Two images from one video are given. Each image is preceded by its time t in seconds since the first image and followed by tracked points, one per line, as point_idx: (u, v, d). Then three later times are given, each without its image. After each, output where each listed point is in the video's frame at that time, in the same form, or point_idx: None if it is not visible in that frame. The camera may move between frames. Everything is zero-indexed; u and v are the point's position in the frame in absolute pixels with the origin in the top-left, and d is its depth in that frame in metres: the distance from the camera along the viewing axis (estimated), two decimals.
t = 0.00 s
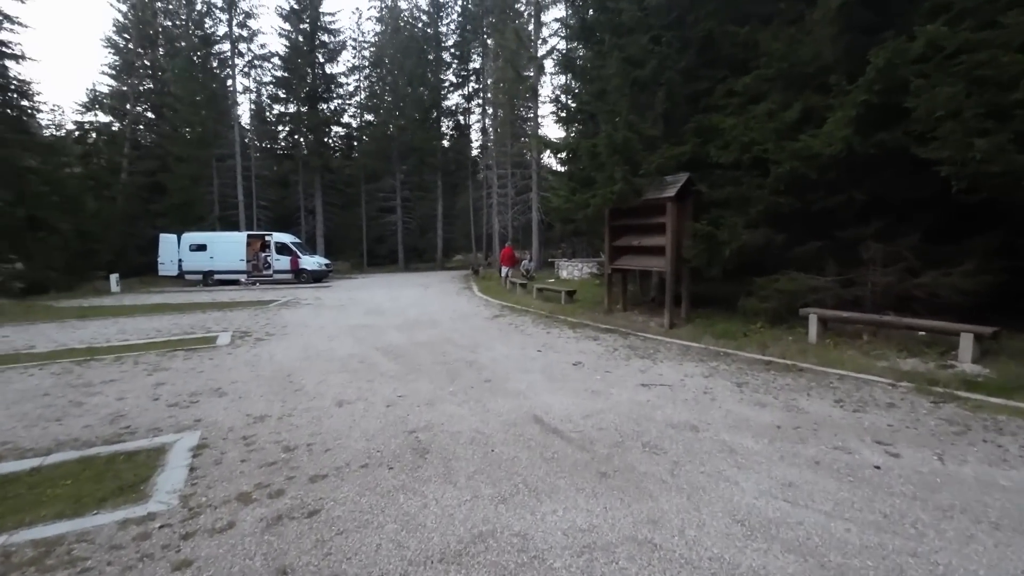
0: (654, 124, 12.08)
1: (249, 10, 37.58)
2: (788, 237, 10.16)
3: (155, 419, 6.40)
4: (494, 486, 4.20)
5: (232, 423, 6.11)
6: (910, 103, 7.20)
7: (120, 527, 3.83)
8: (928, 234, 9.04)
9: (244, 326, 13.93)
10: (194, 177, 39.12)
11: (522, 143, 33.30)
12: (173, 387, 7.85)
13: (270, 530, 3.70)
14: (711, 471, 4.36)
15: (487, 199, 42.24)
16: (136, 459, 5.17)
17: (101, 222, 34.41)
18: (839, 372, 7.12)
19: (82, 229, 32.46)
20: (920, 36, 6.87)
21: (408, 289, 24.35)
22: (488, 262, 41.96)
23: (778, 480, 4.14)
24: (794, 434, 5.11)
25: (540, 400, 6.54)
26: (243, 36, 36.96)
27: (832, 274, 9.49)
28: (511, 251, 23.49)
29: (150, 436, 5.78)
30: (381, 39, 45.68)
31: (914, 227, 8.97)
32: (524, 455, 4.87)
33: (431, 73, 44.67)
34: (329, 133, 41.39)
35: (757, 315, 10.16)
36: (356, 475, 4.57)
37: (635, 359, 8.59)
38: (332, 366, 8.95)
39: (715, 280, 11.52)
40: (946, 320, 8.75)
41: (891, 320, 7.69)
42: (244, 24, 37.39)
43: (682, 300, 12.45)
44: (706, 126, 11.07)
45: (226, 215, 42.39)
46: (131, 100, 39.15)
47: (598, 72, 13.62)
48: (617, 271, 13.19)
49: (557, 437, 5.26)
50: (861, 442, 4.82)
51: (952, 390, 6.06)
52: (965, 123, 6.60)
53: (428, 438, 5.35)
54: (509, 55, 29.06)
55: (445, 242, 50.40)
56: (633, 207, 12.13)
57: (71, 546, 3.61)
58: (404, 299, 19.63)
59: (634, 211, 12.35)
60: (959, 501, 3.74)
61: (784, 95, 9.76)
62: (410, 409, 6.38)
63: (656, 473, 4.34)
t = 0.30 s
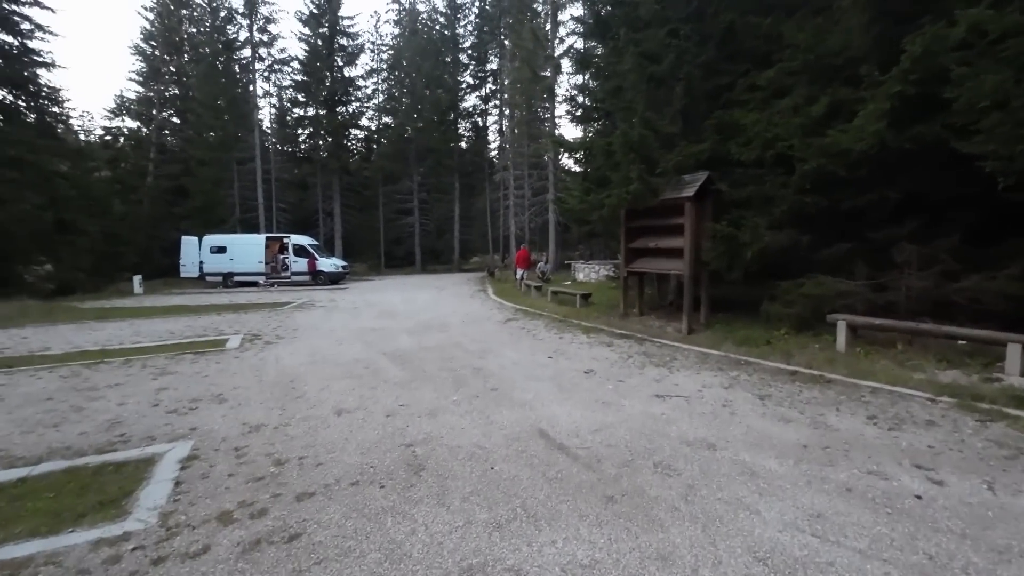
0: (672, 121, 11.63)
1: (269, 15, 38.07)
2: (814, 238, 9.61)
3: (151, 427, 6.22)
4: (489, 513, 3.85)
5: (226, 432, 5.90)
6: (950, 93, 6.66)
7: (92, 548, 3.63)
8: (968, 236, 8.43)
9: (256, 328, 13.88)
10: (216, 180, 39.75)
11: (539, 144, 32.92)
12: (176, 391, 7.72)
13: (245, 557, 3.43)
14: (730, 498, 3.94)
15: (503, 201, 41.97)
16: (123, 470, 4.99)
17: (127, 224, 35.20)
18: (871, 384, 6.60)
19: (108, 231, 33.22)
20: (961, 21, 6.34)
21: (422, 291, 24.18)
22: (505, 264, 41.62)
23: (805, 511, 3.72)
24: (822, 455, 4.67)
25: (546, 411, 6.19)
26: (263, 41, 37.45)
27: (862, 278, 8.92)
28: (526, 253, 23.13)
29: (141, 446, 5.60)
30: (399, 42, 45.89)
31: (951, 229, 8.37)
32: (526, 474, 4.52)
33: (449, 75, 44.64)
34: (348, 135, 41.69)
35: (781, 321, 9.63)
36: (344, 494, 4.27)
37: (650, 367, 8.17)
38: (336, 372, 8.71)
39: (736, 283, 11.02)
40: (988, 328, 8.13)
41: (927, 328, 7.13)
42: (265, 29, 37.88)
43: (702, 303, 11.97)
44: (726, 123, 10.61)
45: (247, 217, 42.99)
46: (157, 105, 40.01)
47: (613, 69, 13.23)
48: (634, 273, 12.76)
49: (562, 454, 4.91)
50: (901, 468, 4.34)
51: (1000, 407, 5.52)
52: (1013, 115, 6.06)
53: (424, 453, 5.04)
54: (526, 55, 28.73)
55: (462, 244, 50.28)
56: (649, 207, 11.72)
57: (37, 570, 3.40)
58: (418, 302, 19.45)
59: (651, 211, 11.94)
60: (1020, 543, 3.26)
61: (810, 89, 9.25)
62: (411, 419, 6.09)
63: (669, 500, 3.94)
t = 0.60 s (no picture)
0: (698, 118, 11.12)
1: (295, 21, 38.71)
2: (853, 240, 9.02)
3: (158, 432, 6.11)
4: (496, 541, 3.52)
5: (232, 441, 5.73)
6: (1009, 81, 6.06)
7: (76, 568, 3.43)
8: None
9: (275, 331, 13.87)
10: (243, 185, 40.58)
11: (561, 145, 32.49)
12: (188, 396, 7.62)
13: None
14: (768, 531, 3.51)
15: (525, 203, 41.67)
16: (124, 480, 4.84)
17: (158, 228, 36.17)
18: (921, 399, 6.04)
19: (141, 234, 34.20)
20: None
21: (443, 294, 24.07)
22: (527, 267, 41.25)
23: (853, 549, 3.28)
24: (869, 481, 4.20)
25: (564, 423, 5.84)
26: (290, 47, 38.10)
27: (907, 283, 8.29)
28: (547, 256, 22.74)
29: (145, 455, 5.45)
30: (422, 46, 46.18)
31: (1008, 231, 7.72)
32: (538, 495, 4.18)
33: (472, 77, 44.64)
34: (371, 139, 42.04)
35: (816, 328, 9.06)
36: (344, 513, 4.00)
37: (675, 376, 7.72)
38: (350, 377, 8.53)
39: (767, 288, 10.45)
40: None
41: (983, 339, 6.51)
42: (291, 35, 38.53)
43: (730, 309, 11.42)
44: (756, 119, 10.09)
45: (273, 220, 43.74)
46: (189, 113, 41.13)
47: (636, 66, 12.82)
48: (658, 277, 12.29)
49: (579, 473, 4.54)
50: (964, 500, 3.83)
51: None
52: None
53: (432, 468, 4.75)
54: (548, 56, 28.41)
55: (484, 247, 50.14)
56: (675, 208, 11.29)
57: None
58: (437, 305, 19.31)
59: (678, 213, 11.52)
60: None
61: (848, 81, 8.68)
62: (420, 430, 5.81)
63: (696, 532, 3.53)
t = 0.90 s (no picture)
0: (733, 115, 10.56)
1: (325, 29, 39.35)
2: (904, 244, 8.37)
3: (174, 440, 6.03)
4: None
5: (246, 451, 5.59)
6: None
7: None
8: None
9: (299, 335, 13.92)
10: (275, 190, 41.52)
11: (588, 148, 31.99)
12: (207, 402, 7.56)
13: None
14: None
15: (551, 206, 41.36)
16: (134, 492, 4.72)
17: (194, 232, 37.31)
18: (988, 420, 5.46)
19: (178, 239, 35.34)
20: None
21: (467, 298, 23.94)
22: (553, 270, 40.82)
23: None
24: (936, 518, 3.71)
25: (590, 440, 5.49)
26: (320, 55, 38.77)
27: (966, 290, 7.65)
28: (573, 259, 22.28)
29: (158, 464, 5.34)
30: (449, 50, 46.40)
31: None
32: (560, 521, 3.84)
33: (498, 80, 44.55)
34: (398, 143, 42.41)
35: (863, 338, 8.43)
36: (352, 537, 3.74)
37: (708, 389, 7.24)
38: (369, 384, 8.37)
39: (808, 295, 9.84)
40: None
41: None
42: (321, 43, 39.18)
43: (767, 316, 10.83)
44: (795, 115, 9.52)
45: (303, 225, 44.60)
46: (224, 121, 42.38)
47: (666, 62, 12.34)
48: (690, 282, 11.78)
49: (604, 498, 4.18)
50: None
51: None
52: None
53: (446, 488, 4.46)
54: (575, 57, 28.00)
55: (510, 250, 49.97)
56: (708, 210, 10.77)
57: None
58: (461, 309, 19.15)
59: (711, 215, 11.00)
60: None
61: (898, 72, 8.04)
62: (437, 444, 5.53)
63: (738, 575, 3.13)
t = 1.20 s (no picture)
0: (772, 111, 10.00)
1: (357, 37, 40.01)
2: (965, 247, 7.69)
3: (193, 447, 5.96)
4: None
5: (262, 460, 5.45)
6: None
7: None
8: None
9: (326, 339, 13.94)
10: (308, 195, 42.43)
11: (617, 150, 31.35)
12: (229, 408, 7.49)
13: None
14: None
15: (580, 209, 40.85)
16: (146, 502, 4.61)
17: (231, 237, 38.45)
18: None
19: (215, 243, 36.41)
20: None
21: (494, 302, 23.73)
22: (581, 274, 40.28)
23: None
24: None
25: (618, 457, 5.12)
26: (351, 62, 39.44)
27: None
28: (602, 263, 21.78)
29: (172, 473, 5.22)
30: (478, 54, 46.52)
31: None
32: (584, 553, 3.50)
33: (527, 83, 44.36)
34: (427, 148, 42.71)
35: (919, 349, 7.77)
36: (359, 563, 3.49)
37: (747, 404, 6.75)
38: (391, 391, 8.21)
39: (855, 302, 9.19)
40: None
41: None
42: (352, 50, 39.84)
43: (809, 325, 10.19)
44: (841, 110, 8.92)
45: (334, 229, 45.42)
46: (260, 128, 43.33)
47: (699, 58, 11.83)
48: (725, 287, 11.22)
49: (634, 526, 3.81)
50: None
51: None
52: None
53: (462, 508, 4.18)
54: (604, 57, 27.51)
55: (537, 254, 49.65)
56: (745, 211, 10.22)
57: None
58: (488, 314, 18.95)
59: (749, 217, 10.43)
60: None
61: (959, 61, 7.40)
62: (455, 459, 5.26)
63: None
